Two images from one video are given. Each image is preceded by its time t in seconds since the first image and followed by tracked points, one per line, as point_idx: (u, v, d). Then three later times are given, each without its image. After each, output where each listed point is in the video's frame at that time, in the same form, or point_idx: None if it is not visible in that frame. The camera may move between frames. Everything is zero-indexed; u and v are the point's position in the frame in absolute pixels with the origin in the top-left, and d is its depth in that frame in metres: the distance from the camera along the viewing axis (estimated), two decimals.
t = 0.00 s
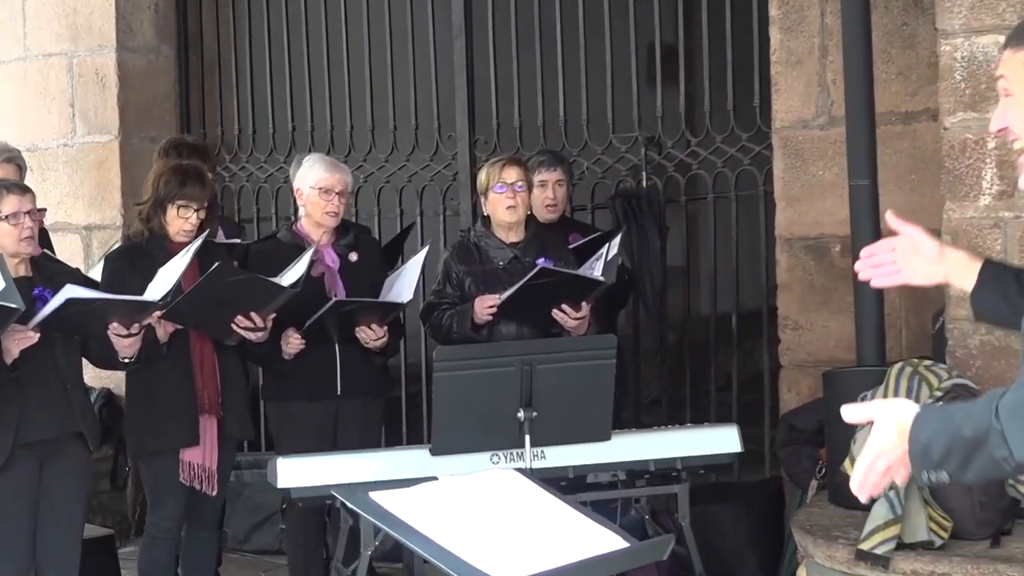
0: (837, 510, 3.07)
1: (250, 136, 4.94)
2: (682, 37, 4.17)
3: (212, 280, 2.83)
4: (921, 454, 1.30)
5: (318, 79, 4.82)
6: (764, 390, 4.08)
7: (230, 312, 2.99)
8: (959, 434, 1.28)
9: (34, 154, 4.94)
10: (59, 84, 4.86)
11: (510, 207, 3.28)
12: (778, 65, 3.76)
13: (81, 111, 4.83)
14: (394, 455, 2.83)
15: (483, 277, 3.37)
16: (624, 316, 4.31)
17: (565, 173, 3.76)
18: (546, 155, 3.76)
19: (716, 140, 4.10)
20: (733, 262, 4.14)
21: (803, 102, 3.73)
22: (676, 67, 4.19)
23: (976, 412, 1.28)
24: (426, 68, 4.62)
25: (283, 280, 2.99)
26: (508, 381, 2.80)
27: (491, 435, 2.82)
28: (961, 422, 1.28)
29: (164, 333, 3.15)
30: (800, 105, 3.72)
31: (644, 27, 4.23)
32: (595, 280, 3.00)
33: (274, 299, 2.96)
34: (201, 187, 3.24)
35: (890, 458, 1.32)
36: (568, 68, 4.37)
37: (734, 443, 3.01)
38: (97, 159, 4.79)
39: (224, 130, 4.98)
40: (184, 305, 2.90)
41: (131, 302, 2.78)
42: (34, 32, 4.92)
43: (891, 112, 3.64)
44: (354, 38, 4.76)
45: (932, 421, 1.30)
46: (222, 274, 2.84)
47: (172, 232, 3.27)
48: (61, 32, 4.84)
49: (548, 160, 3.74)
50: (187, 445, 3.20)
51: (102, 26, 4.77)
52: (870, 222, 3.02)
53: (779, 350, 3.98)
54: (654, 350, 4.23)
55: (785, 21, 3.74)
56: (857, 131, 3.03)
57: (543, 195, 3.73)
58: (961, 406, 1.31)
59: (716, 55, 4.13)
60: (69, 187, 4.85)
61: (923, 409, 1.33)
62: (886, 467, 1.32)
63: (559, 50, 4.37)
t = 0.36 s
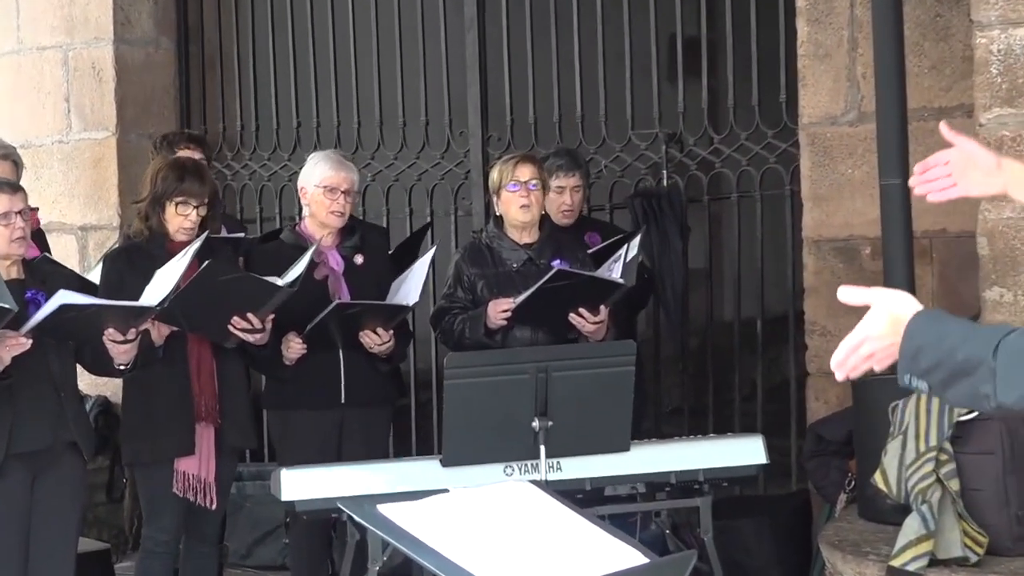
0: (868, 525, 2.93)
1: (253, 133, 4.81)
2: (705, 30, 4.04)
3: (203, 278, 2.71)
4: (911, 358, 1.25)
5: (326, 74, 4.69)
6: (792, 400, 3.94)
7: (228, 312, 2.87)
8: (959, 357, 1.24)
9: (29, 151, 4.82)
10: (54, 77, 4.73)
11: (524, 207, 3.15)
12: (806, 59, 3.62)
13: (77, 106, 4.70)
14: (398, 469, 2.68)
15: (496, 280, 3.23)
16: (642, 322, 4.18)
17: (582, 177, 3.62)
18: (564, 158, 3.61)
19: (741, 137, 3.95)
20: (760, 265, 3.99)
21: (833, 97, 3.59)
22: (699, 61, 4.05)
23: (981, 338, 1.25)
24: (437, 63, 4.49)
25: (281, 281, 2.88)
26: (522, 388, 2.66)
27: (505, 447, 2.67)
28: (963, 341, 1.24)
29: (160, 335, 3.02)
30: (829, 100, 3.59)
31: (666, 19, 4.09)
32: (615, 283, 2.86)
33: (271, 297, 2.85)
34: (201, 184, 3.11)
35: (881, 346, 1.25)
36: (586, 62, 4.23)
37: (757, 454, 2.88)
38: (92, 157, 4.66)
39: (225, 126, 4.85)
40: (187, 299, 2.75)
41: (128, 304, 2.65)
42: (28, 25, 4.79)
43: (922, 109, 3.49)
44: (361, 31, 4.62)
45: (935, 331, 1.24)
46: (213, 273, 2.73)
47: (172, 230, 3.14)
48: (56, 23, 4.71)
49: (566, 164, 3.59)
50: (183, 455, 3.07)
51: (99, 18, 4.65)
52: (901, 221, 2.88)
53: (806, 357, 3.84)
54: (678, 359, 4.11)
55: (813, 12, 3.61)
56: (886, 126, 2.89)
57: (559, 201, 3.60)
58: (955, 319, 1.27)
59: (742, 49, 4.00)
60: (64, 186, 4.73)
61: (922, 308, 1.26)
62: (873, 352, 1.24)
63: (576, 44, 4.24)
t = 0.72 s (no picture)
0: (902, 540, 2.80)
1: (258, 130, 4.68)
2: (732, 21, 3.91)
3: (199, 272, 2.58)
4: (904, 273, 1.27)
5: (335, 69, 4.55)
6: (821, 408, 3.81)
7: (228, 313, 2.75)
8: (949, 267, 1.26)
9: (24, 146, 4.69)
10: (51, 70, 4.60)
11: (542, 204, 3.03)
12: (839, 50, 3.49)
13: (73, 100, 4.57)
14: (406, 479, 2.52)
15: (512, 281, 3.11)
16: (665, 326, 4.06)
17: (602, 176, 3.50)
18: (582, 156, 3.48)
19: (769, 133, 3.83)
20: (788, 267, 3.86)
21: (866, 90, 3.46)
22: (725, 53, 3.93)
23: (987, 278, 1.26)
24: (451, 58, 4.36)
25: (286, 277, 2.74)
26: (540, 397, 2.52)
27: (522, 456, 2.53)
28: (967, 271, 1.26)
29: (158, 336, 2.89)
30: (861, 93, 3.46)
31: (692, 10, 3.97)
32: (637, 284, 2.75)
33: (272, 294, 2.72)
34: (206, 183, 2.99)
35: (858, 246, 1.29)
36: (608, 55, 4.10)
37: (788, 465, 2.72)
38: (90, 153, 4.54)
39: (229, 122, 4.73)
40: (188, 292, 2.62)
41: (125, 303, 2.51)
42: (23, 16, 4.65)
43: (958, 104, 3.36)
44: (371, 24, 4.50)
45: (929, 246, 1.27)
46: (209, 269, 2.60)
47: (176, 232, 3.02)
48: (53, 14, 4.58)
49: (585, 162, 3.47)
50: (181, 465, 2.94)
51: (98, 8, 4.52)
52: (938, 222, 2.75)
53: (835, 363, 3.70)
54: (705, 366, 3.98)
55: (845, 1, 3.48)
56: (921, 120, 2.77)
57: (577, 201, 3.48)
58: (954, 244, 1.29)
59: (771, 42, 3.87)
60: (61, 184, 4.60)
61: (920, 225, 1.29)
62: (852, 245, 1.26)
63: (597, 37, 4.11)
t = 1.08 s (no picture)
0: (938, 558, 2.67)
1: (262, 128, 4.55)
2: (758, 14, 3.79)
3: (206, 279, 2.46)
4: None
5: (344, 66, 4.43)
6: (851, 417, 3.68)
7: (233, 320, 2.62)
8: None
9: (17, 145, 4.55)
10: (45, 64, 4.48)
11: (559, 204, 2.90)
12: (870, 43, 3.37)
13: (68, 95, 4.45)
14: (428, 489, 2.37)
15: (526, 286, 2.98)
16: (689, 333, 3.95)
17: (619, 174, 3.37)
18: (599, 155, 3.34)
19: (797, 130, 3.69)
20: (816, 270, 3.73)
21: (899, 85, 3.34)
22: (750, 46, 3.80)
23: None
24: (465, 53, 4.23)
25: (291, 282, 2.62)
26: (556, 407, 2.39)
27: (536, 469, 2.39)
28: None
29: (160, 346, 2.76)
30: (893, 89, 3.34)
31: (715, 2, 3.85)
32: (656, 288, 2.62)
33: (279, 302, 2.60)
34: (207, 183, 2.86)
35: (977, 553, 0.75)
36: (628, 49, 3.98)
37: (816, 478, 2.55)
38: (88, 151, 4.42)
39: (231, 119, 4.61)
40: (191, 298, 2.50)
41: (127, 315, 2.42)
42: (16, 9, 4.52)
43: (993, 100, 3.24)
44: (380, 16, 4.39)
45: None
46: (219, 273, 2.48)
47: (175, 233, 2.89)
48: (47, 6, 4.46)
49: (601, 162, 3.33)
50: (185, 479, 2.84)
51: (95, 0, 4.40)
52: (978, 224, 2.63)
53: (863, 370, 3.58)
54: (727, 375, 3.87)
55: None
56: (956, 117, 2.63)
57: (594, 201, 3.37)
58: None
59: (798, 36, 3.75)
60: (56, 183, 4.47)
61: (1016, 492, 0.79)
62: None
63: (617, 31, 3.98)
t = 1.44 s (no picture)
0: None
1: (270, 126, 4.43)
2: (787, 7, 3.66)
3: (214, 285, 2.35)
4: None
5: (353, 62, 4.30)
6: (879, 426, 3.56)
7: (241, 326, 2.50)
8: None
9: (12, 141, 4.42)
10: (43, 58, 4.36)
11: (575, 207, 2.78)
12: (903, 37, 3.24)
13: (66, 91, 4.33)
14: (445, 504, 2.24)
15: (540, 292, 2.86)
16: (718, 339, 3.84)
17: (638, 175, 3.25)
18: (614, 157, 3.23)
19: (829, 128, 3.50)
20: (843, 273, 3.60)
21: (933, 81, 3.21)
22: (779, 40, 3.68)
23: None
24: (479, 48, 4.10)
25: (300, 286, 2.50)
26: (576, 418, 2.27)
27: (556, 482, 2.27)
28: None
29: (164, 353, 2.67)
30: (927, 85, 3.21)
31: None
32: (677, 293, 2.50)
33: (286, 311, 2.48)
34: (209, 183, 2.74)
35: None
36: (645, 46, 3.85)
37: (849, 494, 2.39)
38: (87, 148, 4.30)
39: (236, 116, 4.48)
40: (197, 303, 2.38)
41: (127, 313, 2.30)
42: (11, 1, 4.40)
43: None
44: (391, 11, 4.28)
45: None
46: (227, 278, 2.36)
47: (174, 234, 2.77)
48: None
49: (616, 165, 3.22)
50: (188, 492, 2.72)
51: None
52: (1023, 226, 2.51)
53: (892, 378, 3.46)
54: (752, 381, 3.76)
55: None
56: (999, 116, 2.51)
57: (613, 205, 3.26)
58: None
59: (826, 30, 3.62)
60: (54, 180, 4.36)
61: None
62: None
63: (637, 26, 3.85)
